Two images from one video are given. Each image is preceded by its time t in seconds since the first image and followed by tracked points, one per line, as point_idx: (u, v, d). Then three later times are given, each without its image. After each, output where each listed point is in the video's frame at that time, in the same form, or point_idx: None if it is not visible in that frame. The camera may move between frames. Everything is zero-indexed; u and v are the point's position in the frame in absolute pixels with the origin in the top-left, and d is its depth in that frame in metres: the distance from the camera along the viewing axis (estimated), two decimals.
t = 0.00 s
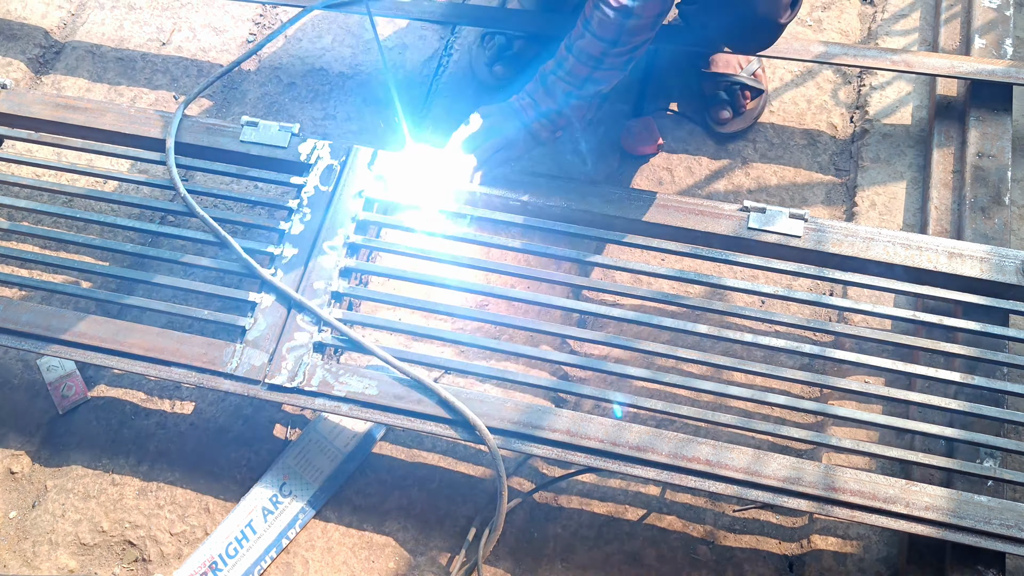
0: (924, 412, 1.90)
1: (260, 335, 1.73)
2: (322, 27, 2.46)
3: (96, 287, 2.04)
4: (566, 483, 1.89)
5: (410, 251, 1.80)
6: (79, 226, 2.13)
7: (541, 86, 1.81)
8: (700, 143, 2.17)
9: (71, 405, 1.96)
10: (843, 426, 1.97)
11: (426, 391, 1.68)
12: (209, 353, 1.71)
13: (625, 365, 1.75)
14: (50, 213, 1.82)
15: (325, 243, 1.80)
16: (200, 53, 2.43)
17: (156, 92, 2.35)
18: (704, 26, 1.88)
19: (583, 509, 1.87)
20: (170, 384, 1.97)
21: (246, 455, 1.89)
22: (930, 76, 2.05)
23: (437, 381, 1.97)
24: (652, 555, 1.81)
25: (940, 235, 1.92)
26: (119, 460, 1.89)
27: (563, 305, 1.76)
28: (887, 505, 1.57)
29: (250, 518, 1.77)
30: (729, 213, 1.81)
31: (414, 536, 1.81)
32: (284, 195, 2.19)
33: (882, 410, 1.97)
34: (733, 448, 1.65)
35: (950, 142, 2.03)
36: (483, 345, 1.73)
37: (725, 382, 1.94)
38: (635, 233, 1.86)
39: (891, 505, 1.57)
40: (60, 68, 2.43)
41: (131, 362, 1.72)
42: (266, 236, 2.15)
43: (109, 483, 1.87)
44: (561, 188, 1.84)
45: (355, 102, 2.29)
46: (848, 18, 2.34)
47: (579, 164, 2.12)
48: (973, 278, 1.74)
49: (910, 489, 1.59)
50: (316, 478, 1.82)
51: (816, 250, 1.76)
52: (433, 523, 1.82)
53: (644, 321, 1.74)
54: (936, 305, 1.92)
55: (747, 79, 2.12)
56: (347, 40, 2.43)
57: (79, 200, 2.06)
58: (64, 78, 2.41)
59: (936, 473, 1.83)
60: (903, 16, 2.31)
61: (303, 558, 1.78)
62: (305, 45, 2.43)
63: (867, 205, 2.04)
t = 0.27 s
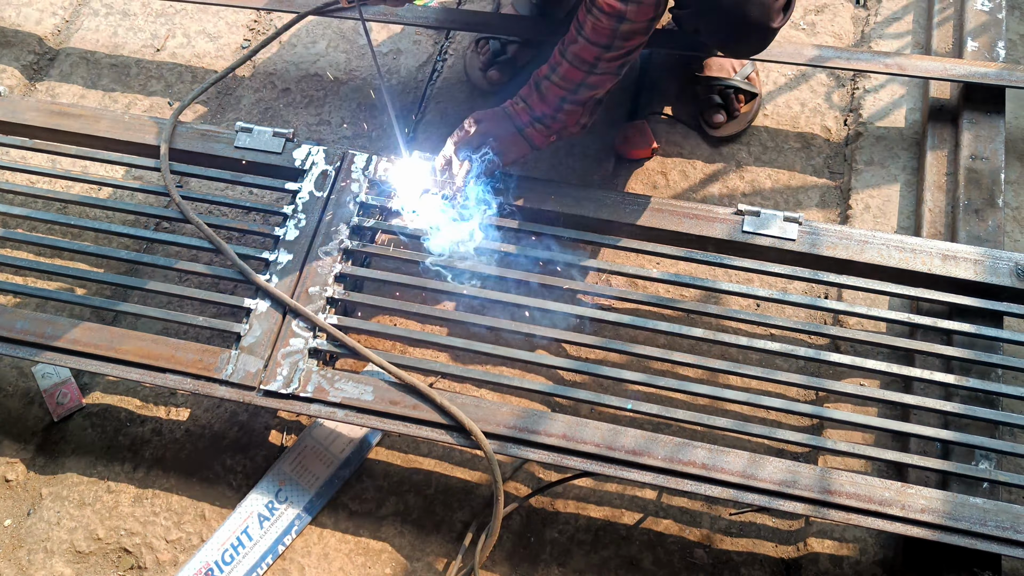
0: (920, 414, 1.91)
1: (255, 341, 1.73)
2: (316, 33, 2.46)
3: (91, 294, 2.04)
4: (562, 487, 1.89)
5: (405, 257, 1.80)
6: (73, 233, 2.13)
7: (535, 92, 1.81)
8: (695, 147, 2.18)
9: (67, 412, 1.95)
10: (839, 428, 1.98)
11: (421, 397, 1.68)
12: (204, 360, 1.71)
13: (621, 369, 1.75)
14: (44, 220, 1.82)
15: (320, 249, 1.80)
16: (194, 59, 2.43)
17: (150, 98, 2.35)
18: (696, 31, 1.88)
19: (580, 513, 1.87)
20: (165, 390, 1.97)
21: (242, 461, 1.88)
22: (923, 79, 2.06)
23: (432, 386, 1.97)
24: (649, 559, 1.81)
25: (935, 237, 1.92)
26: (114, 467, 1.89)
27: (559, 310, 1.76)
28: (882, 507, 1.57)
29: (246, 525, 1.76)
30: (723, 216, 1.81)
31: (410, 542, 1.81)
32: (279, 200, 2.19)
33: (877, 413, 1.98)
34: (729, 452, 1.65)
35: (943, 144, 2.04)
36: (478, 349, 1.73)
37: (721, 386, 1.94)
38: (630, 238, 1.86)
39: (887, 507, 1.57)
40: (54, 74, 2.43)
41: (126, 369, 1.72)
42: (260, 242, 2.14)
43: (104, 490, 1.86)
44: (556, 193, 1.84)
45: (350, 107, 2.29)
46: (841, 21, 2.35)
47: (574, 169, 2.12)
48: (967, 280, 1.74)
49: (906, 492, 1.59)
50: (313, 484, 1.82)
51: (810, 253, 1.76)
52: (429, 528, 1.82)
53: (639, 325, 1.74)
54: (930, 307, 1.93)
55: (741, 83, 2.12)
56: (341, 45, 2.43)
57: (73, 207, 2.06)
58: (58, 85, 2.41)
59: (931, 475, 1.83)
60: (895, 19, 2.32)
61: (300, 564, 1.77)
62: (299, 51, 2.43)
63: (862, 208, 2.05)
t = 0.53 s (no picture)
0: (916, 417, 1.90)
1: (250, 347, 1.73)
2: (311, 38, 2.46)
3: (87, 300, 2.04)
4: (558, 492, 1.89)
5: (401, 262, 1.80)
6: (69, 239, 2.13)
7: (530, 96, 1.82)
8: (690, 151, 2.18)
9: (63, 418, 1.96)
10: (835, 432, 1.97)
11: (417, 402, 1.67)
12: (200, 365, 1.71)
13: (616, 373, 1.74)
14: (40, 226, 1.82)
15: (315, 254, 1.80)
16: (190, 65, 2.43)
17: (146, 104, 2.35)
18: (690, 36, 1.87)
19: (576, 518, 1.87)
20: (161, 396, 1.97)
21: (238, 467, 1.88)
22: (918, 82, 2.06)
23: (428, 392, 1.98)
24: (645, 563, 1.81)
25: (930, 240, 1.92)
26: (110, 473, 1.89)
27: (554, 314, 1.75)
28: (879, 511, 1.57)
29: (242, 531, 1.76)
30: (719, 220, 1.81)
31: (406, 547, 1.81)
32: (274, 206, 2.19)
33: (873, 416, 1.98)
34: (725, 456, 1.64)
35: (938, 147, 2.04)
36: (474, 354, 1.73)
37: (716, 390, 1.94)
38: (625, 241, 1.86)
39: (883, 511, 1.57)
40: (50, 81, 2.43)
41: (122, 375, 1.72)
42: (256, 248, 2.15)
43: (101, 496, 1.86)
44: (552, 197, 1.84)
45: (345, 112, 2.29)
46: (836, 24, 2.35)
47: (569, 172, 2.11)
48: (963, 283, 1.74)
49: (902, 495, 1.58)
50: (309, 489, 1.81)
51: (806, 257, 1.76)
52: (426, 533, 1.82)
53: (635, 329, 1.74)
54: (926, 310, 1.93)
55: (736, 86, 2.11)
56: (336, 50, 2.43)
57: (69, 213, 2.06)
58: (54, 91, 2.41)
59: (928, 479, 1.83)
60: (890, 22, 2.32)
61: (296, 569, 1.77)
62: (294, 56, 2.43)
63: (857, 211, 2.05)
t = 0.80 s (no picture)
0: (914, 422, 1.90)
1: (249, 349, 1.73)
2: (311, 41, 2.47)
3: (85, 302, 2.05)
4: (556, 496, 1.89)
5: (399, 264, 1.80)
6: (68, 241, 2.13)
7: (529, 100, 1.84)
8: (689, 155, 2.18)
9: (61, 420, 1.96)
10: (833, 437, 1.97)
11: (415, 405, 1.67)
12: (198, 367, 1.71)
13: (614, 377, 1.74)
14: (39, 228, 1.82)
15: (314, 257, 1.81)
16: (189, 68, 2.43)
17: (145, 106, 2.36)
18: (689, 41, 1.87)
19: (574, 521, 1.86)
20: (159, 398, 1.97)
21: (236, 469, 1.88)
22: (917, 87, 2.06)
23: (426, 395, 1.98)
24: (643, 567, 1.81)
25: (929, 245, 1.93)
26: (108, 475, 1.89)
27: (552, 318, 1.75)
28: (877, 516, 1.57)
29: (240, 533, 1.76)
30: (717, 224, 1.81)
31: (404, 550, 1.81)
32: (273, 208, 2.19)
33: (871, 421, 1.97)
34: (723, 460, 1.64)
35: (937, 152, 2.04)
36: (472, 357, 1.73)
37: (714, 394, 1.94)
38: (624, 245, 1.86)
39: (881, 516, 1.57)
40: (49, 83, 2.44)
41: (120, 377, 1.72)
42: (255, 250, 2.15)
43: (98, 498, 1.86)
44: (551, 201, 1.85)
45: (344, 116, 2.29)
46: (835, 29, 2.35)
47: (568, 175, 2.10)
48: (961, 288, 1.73)
49: (901, 500, 1.58)
50: (306, 492, 1.82)
51: (804, 261, 1.76)
52: (423, 536, 1.82)
53: (633, 333, 1.74)
54: (925, 316, 1.93)
55: (735, 91, 2.11)
56: (336, 53, 2.43)
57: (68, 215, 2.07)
58: (53, 93, 2.42)
59: (926, 484, 1.83)
60: (889, 27, 2.32)
61: (293, 572, 1.77)
62: (293, 59, 2.43)
63: (856, 216, 2.05)
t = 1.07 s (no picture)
0: (914, 425, 1.91)
1: (248, 353, 1.72)
2: (310, 44, 2.47)
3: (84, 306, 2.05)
4: (556, 499, 1.89)
5: (399, 268, 1.80)
6: (67, 245, 2.13)
7: (528, 103, 1.83)
8: (688, 159, 2.19)
9: (60, 424, 1.95)
10: (832, 440, 1.98)
11: (415, 409, 1.67)
12: (197, 372, 1.70)
13: (614, 381, 1.74)
14: (38, 232, 1.82)
15: (313, 261, 1.80)
16: (188, 72, 2.43)
17: (144, 111, 2.36)
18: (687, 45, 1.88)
19: (573, 525, 1.86)
20: (158, 402, 1.97)
21: (235, 473, 1.88)
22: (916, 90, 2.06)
23: (426, 399, 1.98)
24: (643, 571, 1.81)
25: (928, 249, 1.93)
26: (108, 480, 1.89)
27: (552, 322, 1.75)
28: (877, 519, 1.57)
29: (239, 537, 1.75)
30: (717, 227, 1.81)
31: (403, 554, 1.80)
32: (273, 212, 2.19)
33: (871, 424, 1.98)
34: (723, 464, 1.64)
35: (936, 156, 2.04)
36: (472, 361, 1.73)
37: (714, 398, 1.94)
38: (623, 249, 1.86)
39: (881, 519, 1.56)
40: (48, 87, 2.44)
41: (119, 381, 1.71)
42: (254, 254, 2.15)
43: (97, 502, 1.86)
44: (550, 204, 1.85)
45: (344, 119, 2.29)
46: (834, 33, 2.35)
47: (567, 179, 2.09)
48: (961, 292, 1.73)
49: (900, 504, 1.58)
50: (306, 496, 1.81)
51: (804, 265, 1.76)
52: (423, 540, 1.82)
53: (633, 337, 1.74)
54: (924, 319, 1.93)
55: (734, 94, 2.09)
56: (335, 57, 2.43)
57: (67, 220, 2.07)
58: (52, 98, 2.42)
59: (926, 487, 1.83)
60: (888, 31, 2.32)
61: None
62: (292, 63, 2.43)
63: (855, 219, 2.05)
